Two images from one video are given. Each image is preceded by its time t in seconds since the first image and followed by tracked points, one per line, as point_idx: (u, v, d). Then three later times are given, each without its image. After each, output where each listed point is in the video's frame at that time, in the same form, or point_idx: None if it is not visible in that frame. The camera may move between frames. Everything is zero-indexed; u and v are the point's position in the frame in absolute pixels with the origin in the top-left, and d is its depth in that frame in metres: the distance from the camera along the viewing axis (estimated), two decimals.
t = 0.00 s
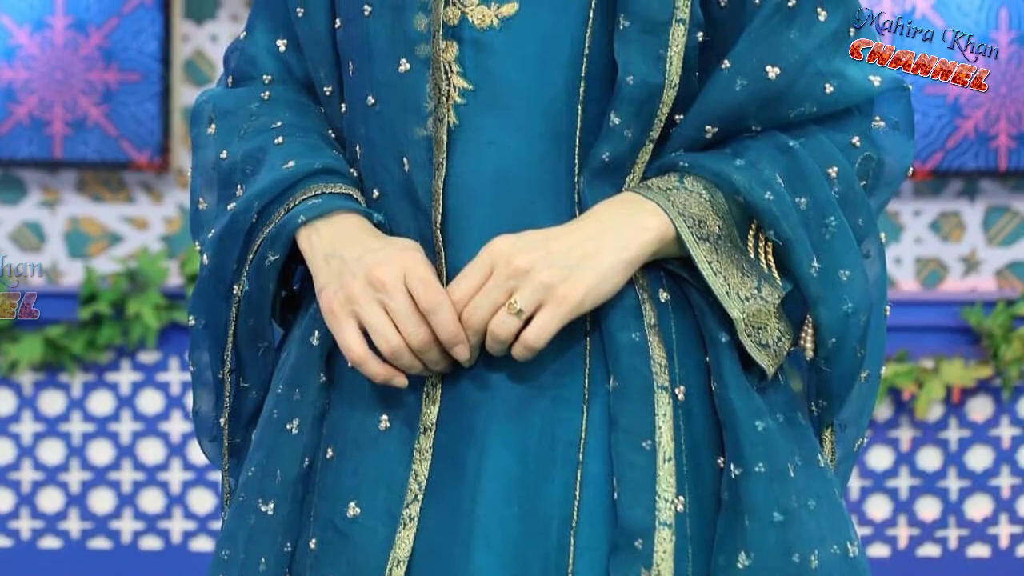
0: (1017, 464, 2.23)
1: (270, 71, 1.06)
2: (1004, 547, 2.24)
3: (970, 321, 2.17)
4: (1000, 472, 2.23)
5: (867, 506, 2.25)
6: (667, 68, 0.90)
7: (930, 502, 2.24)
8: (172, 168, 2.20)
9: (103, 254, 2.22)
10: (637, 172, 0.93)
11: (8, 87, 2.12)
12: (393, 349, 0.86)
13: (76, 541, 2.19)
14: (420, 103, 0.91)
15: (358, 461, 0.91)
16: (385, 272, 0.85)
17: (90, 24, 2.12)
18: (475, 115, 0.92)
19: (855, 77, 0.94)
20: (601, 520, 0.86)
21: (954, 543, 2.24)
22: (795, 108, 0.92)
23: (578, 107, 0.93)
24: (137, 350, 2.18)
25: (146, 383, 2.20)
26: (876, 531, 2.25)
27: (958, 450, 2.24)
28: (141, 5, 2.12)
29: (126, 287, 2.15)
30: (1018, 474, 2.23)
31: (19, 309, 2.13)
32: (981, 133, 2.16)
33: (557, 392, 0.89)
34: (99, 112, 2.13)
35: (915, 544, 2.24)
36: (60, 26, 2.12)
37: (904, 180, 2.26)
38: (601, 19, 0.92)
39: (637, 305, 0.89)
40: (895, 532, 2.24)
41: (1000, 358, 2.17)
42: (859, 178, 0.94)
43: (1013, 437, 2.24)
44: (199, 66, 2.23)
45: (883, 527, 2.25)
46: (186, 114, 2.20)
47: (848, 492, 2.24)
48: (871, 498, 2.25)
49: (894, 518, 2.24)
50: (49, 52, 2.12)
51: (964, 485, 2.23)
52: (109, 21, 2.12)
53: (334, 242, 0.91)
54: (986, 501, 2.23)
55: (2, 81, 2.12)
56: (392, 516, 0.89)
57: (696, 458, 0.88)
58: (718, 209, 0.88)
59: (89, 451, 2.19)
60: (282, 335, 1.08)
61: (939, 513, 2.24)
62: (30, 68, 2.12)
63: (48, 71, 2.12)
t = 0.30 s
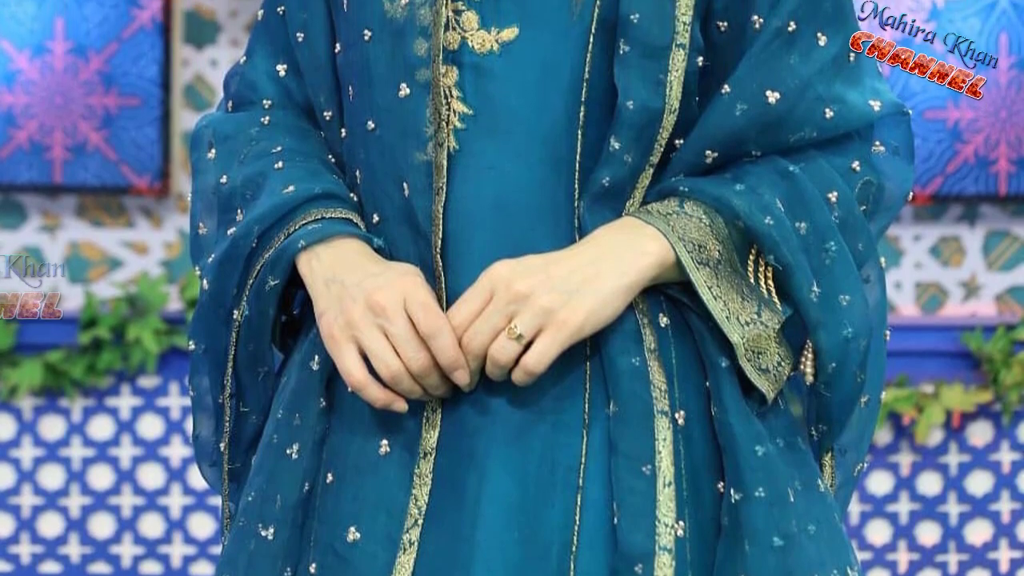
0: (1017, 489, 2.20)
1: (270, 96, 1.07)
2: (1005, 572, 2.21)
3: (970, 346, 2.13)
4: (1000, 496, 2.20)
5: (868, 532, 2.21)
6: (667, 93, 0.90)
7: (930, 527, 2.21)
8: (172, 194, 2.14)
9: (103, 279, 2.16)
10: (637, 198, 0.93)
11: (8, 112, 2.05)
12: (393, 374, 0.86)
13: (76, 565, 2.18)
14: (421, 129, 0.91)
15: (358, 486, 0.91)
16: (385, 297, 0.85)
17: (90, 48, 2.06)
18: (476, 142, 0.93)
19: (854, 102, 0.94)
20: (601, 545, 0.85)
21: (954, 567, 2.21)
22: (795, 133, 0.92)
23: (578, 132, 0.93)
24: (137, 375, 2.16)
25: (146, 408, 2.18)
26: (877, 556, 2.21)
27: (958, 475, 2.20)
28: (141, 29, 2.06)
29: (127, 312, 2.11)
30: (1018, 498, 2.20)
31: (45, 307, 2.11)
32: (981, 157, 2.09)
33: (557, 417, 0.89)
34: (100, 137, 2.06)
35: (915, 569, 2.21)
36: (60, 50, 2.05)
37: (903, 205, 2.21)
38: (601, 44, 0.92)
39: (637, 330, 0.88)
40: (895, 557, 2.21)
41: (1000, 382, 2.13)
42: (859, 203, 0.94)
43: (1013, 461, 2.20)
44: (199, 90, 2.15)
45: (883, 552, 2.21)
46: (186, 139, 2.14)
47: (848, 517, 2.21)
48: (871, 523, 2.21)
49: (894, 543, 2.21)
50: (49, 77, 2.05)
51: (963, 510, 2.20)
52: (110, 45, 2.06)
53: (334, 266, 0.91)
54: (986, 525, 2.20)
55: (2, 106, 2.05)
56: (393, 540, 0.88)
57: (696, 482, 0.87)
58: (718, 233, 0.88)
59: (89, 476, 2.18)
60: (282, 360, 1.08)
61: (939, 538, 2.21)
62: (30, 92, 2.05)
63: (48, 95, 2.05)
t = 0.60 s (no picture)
0: (1017, 517, 2.17)
1: (270, 124, 1.07)
2: None
3: (970, 374, 2.11)
4: (1000, 524, 2.18)
5: (868, 559, 2.19)
6: (667, 121, 0.90)
7: (930, 555, 2.19)
8: (172, 222, 2.12)
9: (103, 306, 2.14)
10: (637, 226, 0.93)
11: (7, 140, 2.03)
12: (393, 402, 0.85)
13: None
14: (421, 157, 0.92)
15: (358, 513, 0.90)
16: (385, 325, 0.85)
17: (90, 76, 2.04)
18: (476, 170, 0.93)
19: (855, 129, 0.94)
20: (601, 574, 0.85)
21: None
22: (795, 161, 0.92)
23: (578, 160, 0.93)
24: (137, 403, 2.15)
25: (146, 436, 2.16)
26: None
27: (958, 503, 2.18)
28: (141, 57, 2.05)
29: (127, 339, 2.09)
30: (1019, 526, 2.18)
31: (71, 308, 2.12)
32: (981, 186, 2.06)
33: (557, 445, 0.88)
34: (99, 165, 2.04)
35: None
36: (60, 78, 2.04)
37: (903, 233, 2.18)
38: (601, 72, 0.93)
39: (637, 358, 0.88)
40: None
41: (1000, 411, 2.12)
42: (859, 231, 0.94)
43: (1013, 489, 2.18)
44: (199, 119, 2.13)
45: None
46: (186, 167, 2.13)
47: (847, 545, 2.18)
48: (871, 551, 2.19)
49: (895, 571, 2.19)
50: (49, 105, 2.04)
51: (964, 538, 2.18)
52: (109, 73, 2.04)
53: (334, 294, 0.91)
54: (986, 553, 2.18)
55: (2, 134, 2.04)
56: (392, 569, 0.88)
57: (696, 510, 0.87)
58: (718, 261, 0.88)
59: (89, 504, 2.16)
60: (282, 388, 1.07)
61: (939, 566, 2.19)
62: (30, 120, 2.04)
63: (48, 123, 2.04)
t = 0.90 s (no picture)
0: (1018, 548, 2.15)
1: (271, 155, 1.07)
2: None
3: (970, 406, 2.08)
4: (1000, 556, 2.15)
5: None
6: (667, 152, 0.91)
7: None
8: (172, 253, 2.12)
9: (103, 337, 2.13)
10: (637, 257, 0.93)
11: (8, 171, 2.03)
12: (393, 433, 0.85)
13: None
14: (421, 188, 0.92)
15: (358, 545, 0.89)
16: (385, 356, 0.84)
17: (90, 107, 2.04)
18: (476, 202, 0.93)
19: (855, 161, 0.94)
20: None
21: None
22: (795, 192, 0.92)
23: (578, 191, 0.93)
24: (137, 435, 2.13)
25: (146, 467, 2.15)
26: None
27: (958, 534, 2.15)
28: (141, 88, 2.05)
29: (126, 371, 2.07)
30: (1019, 558, 2.15)
31: (104, 310, 2.12)
32: (981, 217, 2.04)
33: (557, 476, 0.87)
34: (99, 196, 2.04)
35: None
36: (60, 110, 2.04)
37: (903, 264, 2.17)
38: (601, 103, 0.93)
39: (637, 389, 0.87)
40: None
41: (1001, 443, 2.08)
42: (859, 262, 0.94)
43: (1013, 520, 2.15)
44: (199, 150, 2.14)
45: None
46: (186, 199, 2.12)
47: None
48: None
49: None
50: (49, 136, 2.04)
51: (964, 569, 2.15)
52: (109, 103, 2.04)
53: (335, 326, 0.91)
54: None
55: (2, 166, 2.04)
56: None
57: (696, 542, 0.86)
58: (718, 292, 0.87)
59: (89, 535, 2.15)
60: (282, 419, 1.07)
61: None
62: (30, 152, 2.04)
63: (48, 155, 2.04)
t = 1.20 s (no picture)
0: None
1: (271, 191, 1.08)
2: None
3: (970, 441, 2.06)
4: None
5: None
6: (667, 187, 0.91)
7: None
8: (172, 288, 2.08)
9: (104, 372, 2.10)
10: (637, 292, 0.93)
11: (7, 206, 2.02)
12: (392, 468, 0.84)
13: None
14: (421, 223, 0.92)
15: None
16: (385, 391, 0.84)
17: (90, 142, 2.04)
18: (476, 236, 0.93)
19: (855, 196, 0.94)
20: None
21: None
22: (795, 227, 0.92)
23: (578, 226, 0.93)
24: (137, 470, 2.11)
25: (146, 502, 2.12)
26: None
27: (959, 569, 2.12)
28: (141, 123, 2.05)
29: (126, 406, 2.05)
30: None
31: (144, 307, 2.08)
32: (981, 252, 2.02)
33: (557, 510, 0.86)
34: (99, 231, 2.04)
35: None
36: (60, 144, 2.04)
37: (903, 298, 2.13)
38: (601, 138, 0.93)
39: (637, 424, 0.86)
40: None
41: (1000, 477, 2.05)
42: (859, 296, 0.93)
43: (1013, 555, 2.12)
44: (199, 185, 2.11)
45: None
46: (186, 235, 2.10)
47: None
48: None
49: None
50: (49, 171, 2.04)
51: None
52: (109, 138, 2.04)
53: (334, 360, 0.90)
54: None
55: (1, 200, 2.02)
56: None
57: None
58: (718, 327, 0.87)
59: (90, 570, 2.13)
60: (282, 454, 1.06)
61: None
62: (30, 186, 2.03)
63: (48, 189, 2.03)
